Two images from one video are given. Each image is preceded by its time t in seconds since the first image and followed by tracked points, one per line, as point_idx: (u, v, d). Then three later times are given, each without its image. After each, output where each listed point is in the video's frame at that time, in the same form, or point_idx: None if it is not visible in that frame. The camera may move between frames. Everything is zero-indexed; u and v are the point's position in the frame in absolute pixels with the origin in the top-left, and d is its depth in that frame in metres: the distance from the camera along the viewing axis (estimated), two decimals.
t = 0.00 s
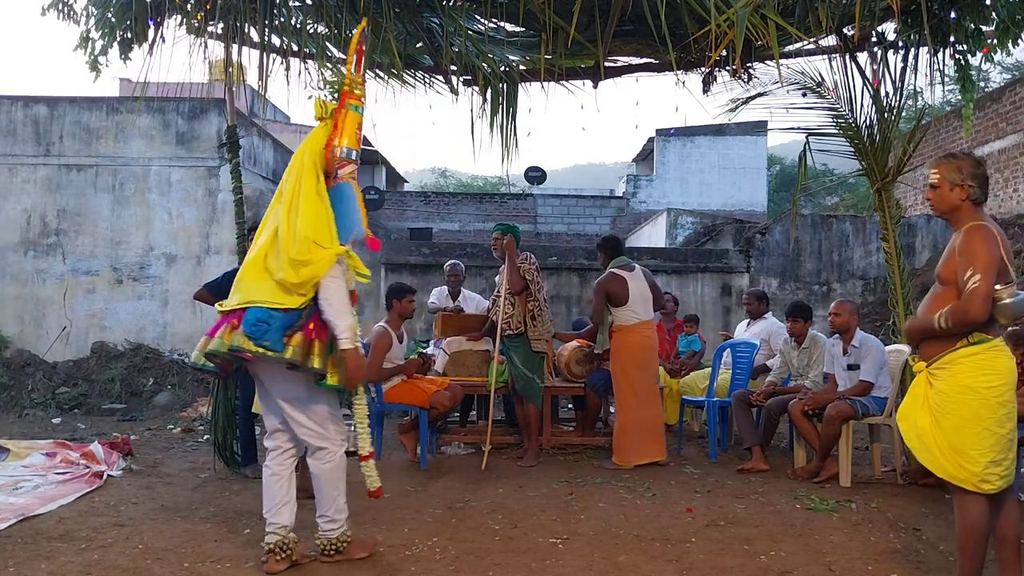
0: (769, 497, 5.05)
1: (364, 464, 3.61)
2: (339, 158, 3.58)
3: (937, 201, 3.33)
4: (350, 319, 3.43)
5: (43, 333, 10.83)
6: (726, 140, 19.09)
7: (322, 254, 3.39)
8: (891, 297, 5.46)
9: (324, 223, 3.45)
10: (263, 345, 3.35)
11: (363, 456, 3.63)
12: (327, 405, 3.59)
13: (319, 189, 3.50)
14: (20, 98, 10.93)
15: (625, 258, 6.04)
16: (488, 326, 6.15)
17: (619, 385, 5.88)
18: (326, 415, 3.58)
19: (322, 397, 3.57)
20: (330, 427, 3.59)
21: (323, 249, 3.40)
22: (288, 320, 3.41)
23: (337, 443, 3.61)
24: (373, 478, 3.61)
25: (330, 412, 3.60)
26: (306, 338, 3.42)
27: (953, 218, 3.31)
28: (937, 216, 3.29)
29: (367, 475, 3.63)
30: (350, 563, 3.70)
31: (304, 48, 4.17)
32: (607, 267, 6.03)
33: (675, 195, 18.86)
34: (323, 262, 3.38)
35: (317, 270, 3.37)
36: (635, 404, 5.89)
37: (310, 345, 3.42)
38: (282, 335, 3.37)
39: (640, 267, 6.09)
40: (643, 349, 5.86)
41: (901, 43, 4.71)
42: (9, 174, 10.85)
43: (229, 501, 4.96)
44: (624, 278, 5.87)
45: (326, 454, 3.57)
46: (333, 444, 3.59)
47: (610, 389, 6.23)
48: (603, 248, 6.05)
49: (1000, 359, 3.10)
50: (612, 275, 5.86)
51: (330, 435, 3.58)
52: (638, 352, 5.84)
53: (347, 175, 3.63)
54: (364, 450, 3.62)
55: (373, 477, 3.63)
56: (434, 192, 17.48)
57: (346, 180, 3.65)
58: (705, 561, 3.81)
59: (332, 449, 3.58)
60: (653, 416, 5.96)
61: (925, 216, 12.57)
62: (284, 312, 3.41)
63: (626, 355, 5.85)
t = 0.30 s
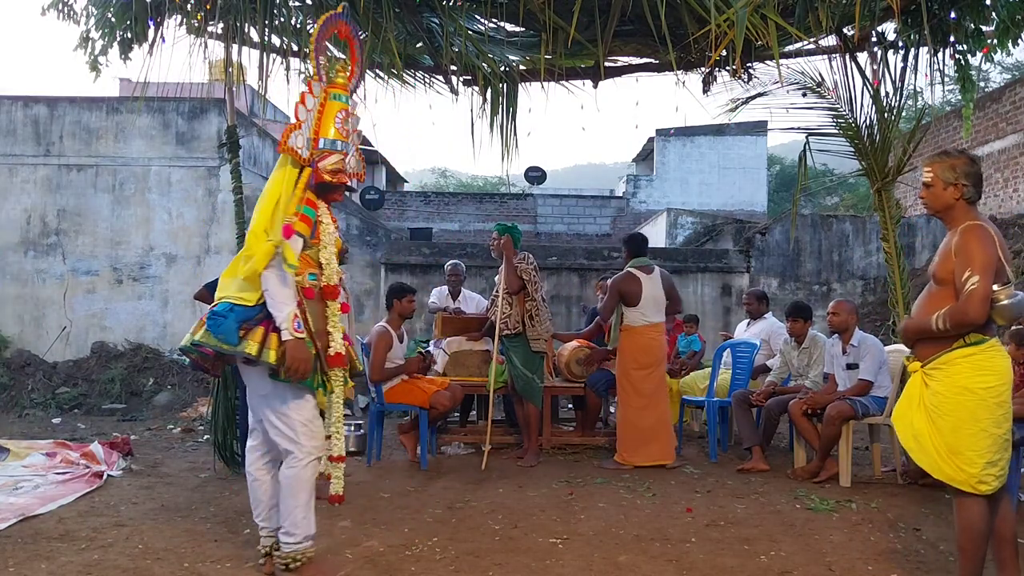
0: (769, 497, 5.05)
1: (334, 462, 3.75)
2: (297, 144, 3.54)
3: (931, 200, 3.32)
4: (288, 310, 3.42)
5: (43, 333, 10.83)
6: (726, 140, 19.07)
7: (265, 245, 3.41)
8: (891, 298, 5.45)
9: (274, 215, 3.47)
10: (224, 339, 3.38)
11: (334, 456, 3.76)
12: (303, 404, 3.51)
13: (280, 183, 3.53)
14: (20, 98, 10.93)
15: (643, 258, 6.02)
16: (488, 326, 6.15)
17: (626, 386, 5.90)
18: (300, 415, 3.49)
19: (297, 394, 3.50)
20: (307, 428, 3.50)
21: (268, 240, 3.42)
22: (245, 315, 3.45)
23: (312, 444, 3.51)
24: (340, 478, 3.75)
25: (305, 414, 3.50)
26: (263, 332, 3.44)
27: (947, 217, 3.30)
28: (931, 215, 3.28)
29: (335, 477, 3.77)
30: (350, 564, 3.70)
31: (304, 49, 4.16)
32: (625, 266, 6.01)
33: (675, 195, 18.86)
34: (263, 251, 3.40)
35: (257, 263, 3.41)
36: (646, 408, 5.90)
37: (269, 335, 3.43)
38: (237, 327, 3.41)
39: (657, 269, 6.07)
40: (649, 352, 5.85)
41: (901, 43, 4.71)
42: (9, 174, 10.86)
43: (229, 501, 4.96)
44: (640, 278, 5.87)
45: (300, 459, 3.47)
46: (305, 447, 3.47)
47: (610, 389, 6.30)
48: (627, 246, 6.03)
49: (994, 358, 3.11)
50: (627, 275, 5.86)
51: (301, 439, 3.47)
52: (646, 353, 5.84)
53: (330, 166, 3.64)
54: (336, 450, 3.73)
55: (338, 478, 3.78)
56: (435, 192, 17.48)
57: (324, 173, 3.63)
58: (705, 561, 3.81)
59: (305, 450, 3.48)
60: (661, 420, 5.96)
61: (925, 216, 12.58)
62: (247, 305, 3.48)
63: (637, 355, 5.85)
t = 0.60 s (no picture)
0: (768, 497, 5.05)
1: (315, 465, 3.59)
2: (266, 137, 3.51)
3: (925, 199, 3.33)
4: (249, 308, 3.37)
5: (43, 333, 10.83)
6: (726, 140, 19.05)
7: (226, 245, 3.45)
8: (891, 297, 5.45)
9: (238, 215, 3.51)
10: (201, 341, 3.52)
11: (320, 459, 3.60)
12: (270, 414, 3.48)
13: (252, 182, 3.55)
14: (20, 98, 10.92)
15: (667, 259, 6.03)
16: (488, 326, 6.14)
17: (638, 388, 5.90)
18: (266, 424, 3.47)
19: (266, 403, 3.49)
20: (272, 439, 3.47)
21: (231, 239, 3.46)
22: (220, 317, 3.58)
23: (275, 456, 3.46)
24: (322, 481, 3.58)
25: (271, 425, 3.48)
26: (235, 335, 3.48)
27: (941, 216, 3.31)
28: (925, 213, 3.29)
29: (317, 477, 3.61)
30: (349, 564, 3.71)
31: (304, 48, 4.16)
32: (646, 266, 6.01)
33: (675, 195, 18.86)
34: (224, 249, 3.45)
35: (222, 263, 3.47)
36: (653, 407, 5.92)
37: (239, 335, 3.47)
38: (213, 331, 3.54)
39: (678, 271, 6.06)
40: (662, 353, 5.86)
41: (901, 43, 4.70)
42: (9, 174, 10.85)
43: (230, 501, 4.96)
44: (658, 278, 5.85)
45: (262, 474, 3.43)
46: (264, 460, 3.43)
47: (609, 389, 6.23)
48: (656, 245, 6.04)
49: (988, 359, 3.12)
50: (646, 274, 5.85)
51: (258, 453, 3.44)
52: (658, 354, 5.85)
53: (310, 157, 3.56)
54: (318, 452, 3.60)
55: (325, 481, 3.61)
56: (435, 192, 17.49)
57: (306, 164, 3.57)
58: (705, 561, 3.81)
59: (266, 463, 3.43)
60: (665, 420, 5.96)
61: (925, 216, 12.59)
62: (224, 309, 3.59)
63: (651, 357, 5.86)
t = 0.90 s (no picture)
0: (769, 497, 5.05)
1: (283, 470, 3.34)
2: (245, 129, 3.47)
3: (916, 200, 3.33)
4: (225, 311, 3.25)
5: (43, 333, 10.83)
6: (726, 140, 19.05)
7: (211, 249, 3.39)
8: (891, 297, 5.45)
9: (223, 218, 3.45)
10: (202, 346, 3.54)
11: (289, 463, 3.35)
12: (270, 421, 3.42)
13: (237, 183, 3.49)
14: (20, 98, 10.92)
15: (679, 258, 6.00)
16: (488, 327, 6.14)
17: (643, 384, 5.91)
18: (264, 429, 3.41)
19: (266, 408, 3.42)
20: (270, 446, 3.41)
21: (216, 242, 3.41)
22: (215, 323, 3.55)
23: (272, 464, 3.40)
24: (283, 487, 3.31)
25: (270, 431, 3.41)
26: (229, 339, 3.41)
27: (933, 216, 3.30)
28: (917, 215, 3.29)
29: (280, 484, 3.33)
30: (349, 564, 3.71)
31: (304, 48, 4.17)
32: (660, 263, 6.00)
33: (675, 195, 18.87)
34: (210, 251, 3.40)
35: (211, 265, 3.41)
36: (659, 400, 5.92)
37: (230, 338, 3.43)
38: (210, 336, 3.53)
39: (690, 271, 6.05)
40: (669, 351, 5.87)
41: (901, 43, 4.70)
42: (9, 173, 10.85)
43: (230, 501, 4.96)
44: (671, 276, 5.84)
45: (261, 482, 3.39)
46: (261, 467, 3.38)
47: (609, 389, 6.23)
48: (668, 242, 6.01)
49: (984, 359, 3.13)
50: (660, 270, 5.84)
51: (254, 461, 3.39)
52: (666, 352, 5.86)
53: (295, 148, 3.51)
54: (289, 456, 3.35)
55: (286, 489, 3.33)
56: (434, 192, 17.48)
57: (291, 155, 3.51)
58: (705, 561, 3.81)
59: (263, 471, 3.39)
60: (668, 419, 5.95)
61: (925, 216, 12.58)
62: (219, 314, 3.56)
63: (658, 353, 5.87)
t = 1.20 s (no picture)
0: (769, 497, 5.05)
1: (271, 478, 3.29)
2: (239, 131, 3.40)
3: (911, 201, 3.32)
4: (232, 316, 3.21)
5: (43, 333, 10.82)
6: (726, 140, 19.06)
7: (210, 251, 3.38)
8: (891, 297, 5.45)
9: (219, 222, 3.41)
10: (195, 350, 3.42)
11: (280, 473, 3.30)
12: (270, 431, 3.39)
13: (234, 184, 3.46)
14: (20, 98, 10.93)
15: (682, 258, 6.02)
16: (488, 327, 6.15)
17: (648, 384, 5.92)
18: (264, 441, 3.38)
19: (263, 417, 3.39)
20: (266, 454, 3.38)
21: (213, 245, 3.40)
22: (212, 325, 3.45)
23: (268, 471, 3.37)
24: (268, 497, 3.26)
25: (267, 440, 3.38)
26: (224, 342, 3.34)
27: (929, 217, 3.29)
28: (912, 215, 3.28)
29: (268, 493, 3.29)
30: (349, 564, 3.71)
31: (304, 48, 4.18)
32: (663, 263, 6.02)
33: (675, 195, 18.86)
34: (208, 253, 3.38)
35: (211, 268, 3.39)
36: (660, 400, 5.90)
37: (228, 341, 3.34)
38: (203, 340, 3.42)
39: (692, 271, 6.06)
40: (670, 351, 5.88)
41: (901, 43, 4.70)
42: (9, 174, 10.85)
43: (230, 501, 4.96)
44: (674, 276, 5.85)
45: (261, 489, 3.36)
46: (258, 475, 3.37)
47: (609, 390, 6.22)
48: (670, 242, 6.06)
49: (978, 361, 3.14)
50: (663, 270, 5.85)
51: (252, 467, 3.37)
52: (670, 350, 5.87)
53: (290, 147, 3.44)
54: (278, 467, 3.28)
55: (273, 499, 3.28)
56: (434, 192, 17.47)
57: (288, 154, 3.45)
58: (705, 561, 3.81)
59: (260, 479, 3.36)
60: (669, 420, 5.93)
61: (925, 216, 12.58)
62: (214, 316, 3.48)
63: (659, 352, 5.89)
